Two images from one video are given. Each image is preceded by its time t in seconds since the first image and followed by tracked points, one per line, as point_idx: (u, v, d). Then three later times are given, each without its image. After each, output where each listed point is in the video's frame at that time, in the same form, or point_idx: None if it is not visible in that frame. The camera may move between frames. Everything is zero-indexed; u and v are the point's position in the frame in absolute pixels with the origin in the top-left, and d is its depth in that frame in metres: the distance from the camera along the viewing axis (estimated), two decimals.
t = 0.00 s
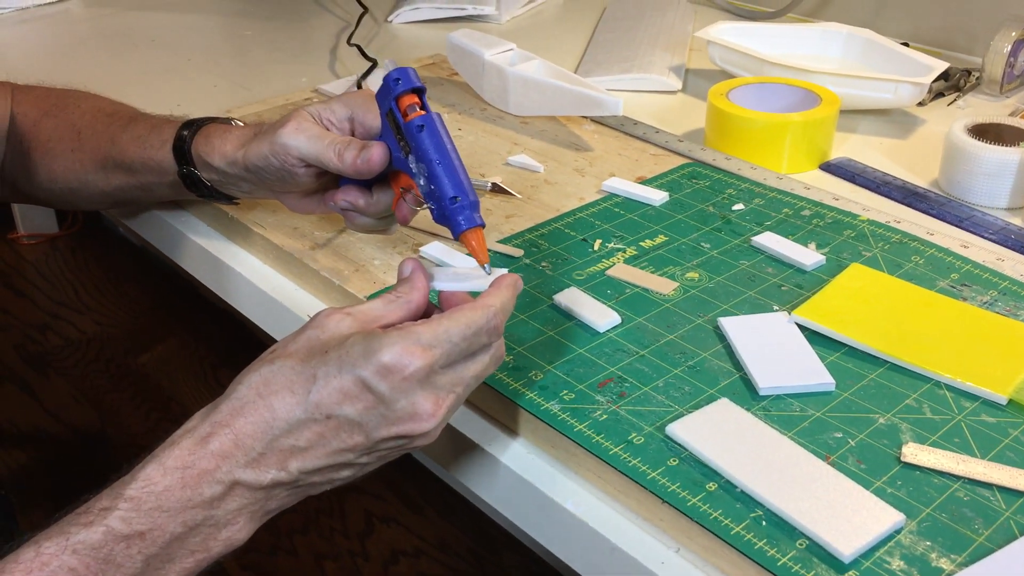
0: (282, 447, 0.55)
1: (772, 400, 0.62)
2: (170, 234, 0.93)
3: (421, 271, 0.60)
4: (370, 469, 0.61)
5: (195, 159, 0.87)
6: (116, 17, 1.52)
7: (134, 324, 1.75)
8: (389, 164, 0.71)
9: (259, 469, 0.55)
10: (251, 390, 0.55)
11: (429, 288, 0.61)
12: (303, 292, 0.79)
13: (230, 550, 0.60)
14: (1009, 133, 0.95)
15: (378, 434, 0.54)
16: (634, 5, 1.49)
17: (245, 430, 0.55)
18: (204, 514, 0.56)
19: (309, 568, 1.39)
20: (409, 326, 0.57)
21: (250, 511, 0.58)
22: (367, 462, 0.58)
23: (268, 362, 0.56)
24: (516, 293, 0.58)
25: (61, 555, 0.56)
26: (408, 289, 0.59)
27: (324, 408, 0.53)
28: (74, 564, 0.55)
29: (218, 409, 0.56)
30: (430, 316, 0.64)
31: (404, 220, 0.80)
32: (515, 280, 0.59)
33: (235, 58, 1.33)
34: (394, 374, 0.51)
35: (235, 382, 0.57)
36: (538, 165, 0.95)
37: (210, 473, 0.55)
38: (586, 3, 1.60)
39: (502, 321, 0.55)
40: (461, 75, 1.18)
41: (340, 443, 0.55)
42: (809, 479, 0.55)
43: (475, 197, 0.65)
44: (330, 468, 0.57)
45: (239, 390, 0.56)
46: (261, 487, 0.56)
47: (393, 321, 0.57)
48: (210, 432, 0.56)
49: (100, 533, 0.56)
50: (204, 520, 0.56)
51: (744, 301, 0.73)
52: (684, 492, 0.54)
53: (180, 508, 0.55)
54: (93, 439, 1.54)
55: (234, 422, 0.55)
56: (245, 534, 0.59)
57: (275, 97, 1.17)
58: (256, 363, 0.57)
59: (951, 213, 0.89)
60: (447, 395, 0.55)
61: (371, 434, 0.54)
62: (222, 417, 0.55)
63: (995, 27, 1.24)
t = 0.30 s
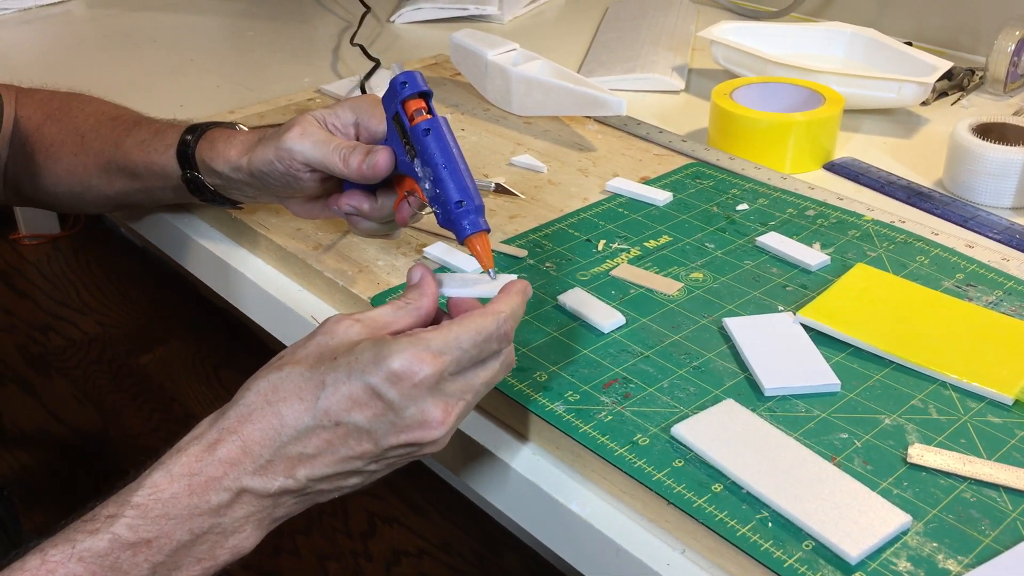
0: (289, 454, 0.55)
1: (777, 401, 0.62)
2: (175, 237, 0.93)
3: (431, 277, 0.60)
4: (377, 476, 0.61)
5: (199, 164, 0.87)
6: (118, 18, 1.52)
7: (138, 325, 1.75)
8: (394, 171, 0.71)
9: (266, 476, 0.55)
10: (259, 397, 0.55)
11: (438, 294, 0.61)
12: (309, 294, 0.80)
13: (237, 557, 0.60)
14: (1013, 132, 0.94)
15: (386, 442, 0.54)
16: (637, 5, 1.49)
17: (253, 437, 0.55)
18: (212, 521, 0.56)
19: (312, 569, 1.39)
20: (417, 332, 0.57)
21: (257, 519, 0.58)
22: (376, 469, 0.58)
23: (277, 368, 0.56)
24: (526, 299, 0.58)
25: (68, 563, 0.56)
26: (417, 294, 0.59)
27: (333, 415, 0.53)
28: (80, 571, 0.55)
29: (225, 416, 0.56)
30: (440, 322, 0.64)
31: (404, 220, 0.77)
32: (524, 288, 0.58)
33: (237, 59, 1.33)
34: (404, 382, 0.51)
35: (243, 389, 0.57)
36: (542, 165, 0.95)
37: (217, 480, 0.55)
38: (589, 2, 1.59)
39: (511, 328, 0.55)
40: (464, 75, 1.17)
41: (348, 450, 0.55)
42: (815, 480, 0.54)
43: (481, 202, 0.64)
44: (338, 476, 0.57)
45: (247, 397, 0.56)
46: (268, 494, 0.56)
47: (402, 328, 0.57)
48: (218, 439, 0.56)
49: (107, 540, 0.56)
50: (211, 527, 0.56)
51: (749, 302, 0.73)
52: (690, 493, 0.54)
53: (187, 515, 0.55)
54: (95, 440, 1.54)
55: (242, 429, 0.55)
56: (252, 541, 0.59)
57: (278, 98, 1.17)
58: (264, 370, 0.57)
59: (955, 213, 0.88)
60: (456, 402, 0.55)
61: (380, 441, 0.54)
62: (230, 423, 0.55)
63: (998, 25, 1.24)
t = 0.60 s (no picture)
0: (296, 464, 0.55)
1: (778, 399, 0.62)
2: (174, 237, 0.92)
3: (439, 285, 0.60)
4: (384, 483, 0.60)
5: (197, 165, 0.87)
6: (116, 19, 1.52)
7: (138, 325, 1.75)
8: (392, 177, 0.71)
9: (273, 485, 0.55)
10: (266, 405, 0.55)
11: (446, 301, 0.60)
12: (308, 295, 0.80)
13: (243, 567, 0.60)
14: (1013, 130, 0.94)
15: (394, 451, 0.54)
16: (636, 3, 1.49)
17: (259, 446, 0.54)
18: (218, 530, 0.56)
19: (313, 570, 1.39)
20: (425, 341, 0.56)
21: (264, 529, 0.58)
22: (383, 478, 0.58)
23: (284, 377, 0.56)
24: (534, 308, 0.58)
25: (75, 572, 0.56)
26: (425, 302, 0.58)
27: (341, 425, 0.53)
28: None
29: (232, 424, 0.56)
30: (447, 332, 0.64)
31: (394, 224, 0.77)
32: (533, 296, 0.58)
33: (237, 60, 1.33)
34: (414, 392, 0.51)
35: (250, 397, 0.57)
36: (541, 164, 0.95)
37: (224, 490, 0.55)
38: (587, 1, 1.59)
39: (520, 337, 0.55)
40: (463, 75, 1.17)
41: (355, 460, 0.54)
42: (816, 479, 0.54)
43: (477, 210, 0.64)
44: (345, 486, 0.57)
45: (254, 406, 0.56)
46: (275, 504, 0.56)
47: (411, 336, 0.57)
48: (224, 448, 0.55)
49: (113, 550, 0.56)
50: (218, 536, 0.56)
51: (749, 300, 0.73)
52: (691, 492, 0.54)
53: (194, 524, 0.55)
54: (96, 441, 1.54)
55: (248, 438, 0.55)
56: (258, 550, 0.59)
57: (276, 97, 1.17)
58: (271, 378, 0.57)
59: (955, 210, 0.88)
60: (465, 413, 0.54)
61: (388, 451, 0.54)
62: (237, 432, 0.55)
63: (997, 22, 1.24)
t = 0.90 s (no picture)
0: (293, 475, 0.55)
1: (770, 400, 0.62)
2: (170, 241, 0.93)
3: (440, 295, 0.59)
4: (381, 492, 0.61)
5: (187, 169, 0.87)
6: (112, 21, 1.51)
7: (135, 327, 1.75)
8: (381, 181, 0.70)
9: (270, 497, 0.55)
10: (264, 416, 0.55)
11: (448, 311, 0.60)
12: (303, 297, 0.80)
13: None
14: (1007, 129, 0.94)
15: (392, 464, 0.54)
16: (631, 3, 1.49)
17: (257, 458, 0.55)
18: (215, 541, 0.56)
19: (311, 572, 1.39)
20: (424, 354, 0.56)
21: (261, 539, 0.58)
22: (381, 490, 0.58)
23: (282, 388, 0.56)
24: (534, 319, 0.57)
25: None
26: (425, 313, 0.58)
27: (338, 437, 0.53)
28: None
29: (229, 435, 0.56)
30: (449, 342, 0.64)
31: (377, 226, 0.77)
32: (534, 308, 0.59)
33: (232, 62, 1.32)
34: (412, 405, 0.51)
35: (248, 408, 0.57)
36: (536, 165, 0.95)
37: (221, 501, 0.55)
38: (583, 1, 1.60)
39: (520, 350, 0.54)
40: (458, 76, 1.17)
41: (353, 471, 0.54)
42: (808, 479, 0.54)
43: (464, 216, 0.64)
44: (342, 497, 0.57)
45: (252, 417, 0.56)
46: (272, 515, 0.56)
47: (409, 348, 0.57)
48: (220, 459, 0.56)
49: (110, 562, 0.56)
50: (215, 547, 0.57)
51: (742, 301, 0.73)
52: (683, 493, 0.54)
53: (191, 536, 0.56)
54: (94, 443, 1.54)
55: (244, 449, 0.55)
56: (255, 561, 0.59)
57: (272, 99, 1.17)
58: (268, 390, 0.57)
59: (949, 210, 0.88)
60: (463, 426, 0.54)
61: (386, 464, 0.54)
62: (234, 443, 0.55)
63: (992, 21, 1.24)
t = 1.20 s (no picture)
0: (294, 476, 0.55)
1: (769, 399, 0.62)
2: (169, 241, 0.93)
3: (441, 296, 0.59)
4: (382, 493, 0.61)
5: (183, 170, 0.88)
6: (112, 23, 1.52)
7: (136, 328, 1.75)
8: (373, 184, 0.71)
9: (272, 498, 0.56)
10: (265, 417, 0.55)
11: (450, 313, 0.60)
12: (303, 298, 0.80)
13: None
14: (1007, 127, 0.94)
15: (393, 466, 0.54)
16: (630, 3, 1.49)
17: (258, 459, 0.55)
18: (217, 542, 0.56)
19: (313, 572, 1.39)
20: (426, 356, 0.56)
21: (262, 540, 0.58)
22: (382, 491, 0.58)
23: (284, 389, 0.56)
24: (536, 321, 0.57)
25: None
26: (427, 315, 0.58)
27: (340, 439, 0.53)
28: None
29: (231, 436, 0.57)
30: (450, 344, 0.64)
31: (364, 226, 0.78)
32: (534, 309, 0.59)
33: (232, 63, 1.33)
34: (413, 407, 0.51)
35: (250, 408, 0.57)
36: (535, 165, 0.95)
37: (222, 502, 0.55)
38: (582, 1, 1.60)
39: (521, 352, 0.54)
40: (458, 77, 1.17)
41: (354, 473, 0.55)
42: (807, 478, 0.54)
43: (453, 221, 0.64)
44: (343, 498, 0.57)
45: (253, 418, 0.56)
46: (274, 516, 0.56)
47: (412, 349, 0.57)
48: (222, 460, 0.56)
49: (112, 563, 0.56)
50: (216, 548, 0.57)
51: (741, 300, 0.73)
52: (682, 492, 0.54)
53: (193, 537, 0.56)
54: (95, 445, 1.54)
55: (246, 450, 0.55)
56: (256, 562, 0.59)
57: (271, 100, 1.17)
58: (269, 391, 0.57)
59: (949, 209, 0.88)
60: (464, 428, 0.54)
61: (387, 466, 0.54)
62: (235, 445, 0.56)
63: (992, 19, 1.24)
